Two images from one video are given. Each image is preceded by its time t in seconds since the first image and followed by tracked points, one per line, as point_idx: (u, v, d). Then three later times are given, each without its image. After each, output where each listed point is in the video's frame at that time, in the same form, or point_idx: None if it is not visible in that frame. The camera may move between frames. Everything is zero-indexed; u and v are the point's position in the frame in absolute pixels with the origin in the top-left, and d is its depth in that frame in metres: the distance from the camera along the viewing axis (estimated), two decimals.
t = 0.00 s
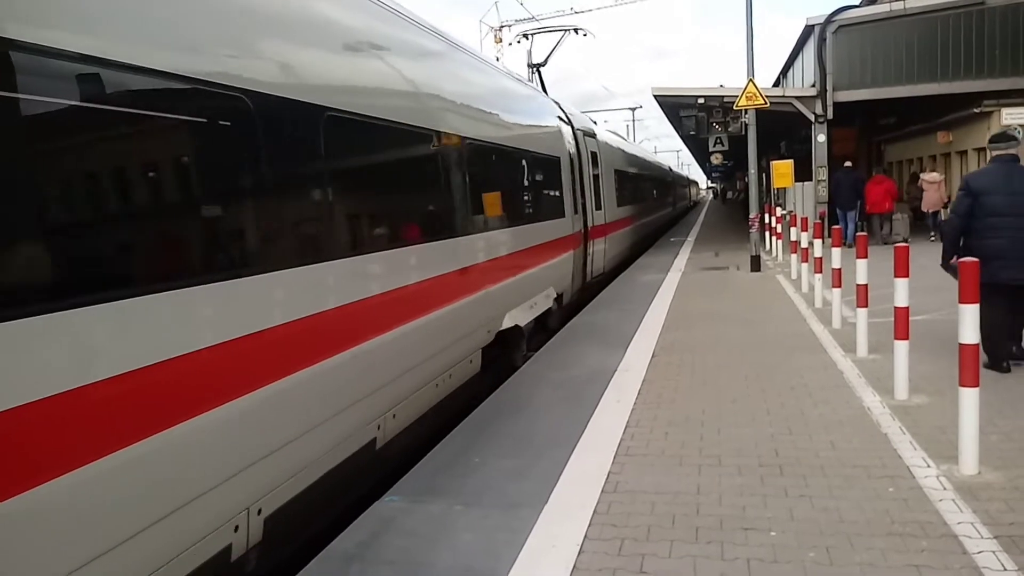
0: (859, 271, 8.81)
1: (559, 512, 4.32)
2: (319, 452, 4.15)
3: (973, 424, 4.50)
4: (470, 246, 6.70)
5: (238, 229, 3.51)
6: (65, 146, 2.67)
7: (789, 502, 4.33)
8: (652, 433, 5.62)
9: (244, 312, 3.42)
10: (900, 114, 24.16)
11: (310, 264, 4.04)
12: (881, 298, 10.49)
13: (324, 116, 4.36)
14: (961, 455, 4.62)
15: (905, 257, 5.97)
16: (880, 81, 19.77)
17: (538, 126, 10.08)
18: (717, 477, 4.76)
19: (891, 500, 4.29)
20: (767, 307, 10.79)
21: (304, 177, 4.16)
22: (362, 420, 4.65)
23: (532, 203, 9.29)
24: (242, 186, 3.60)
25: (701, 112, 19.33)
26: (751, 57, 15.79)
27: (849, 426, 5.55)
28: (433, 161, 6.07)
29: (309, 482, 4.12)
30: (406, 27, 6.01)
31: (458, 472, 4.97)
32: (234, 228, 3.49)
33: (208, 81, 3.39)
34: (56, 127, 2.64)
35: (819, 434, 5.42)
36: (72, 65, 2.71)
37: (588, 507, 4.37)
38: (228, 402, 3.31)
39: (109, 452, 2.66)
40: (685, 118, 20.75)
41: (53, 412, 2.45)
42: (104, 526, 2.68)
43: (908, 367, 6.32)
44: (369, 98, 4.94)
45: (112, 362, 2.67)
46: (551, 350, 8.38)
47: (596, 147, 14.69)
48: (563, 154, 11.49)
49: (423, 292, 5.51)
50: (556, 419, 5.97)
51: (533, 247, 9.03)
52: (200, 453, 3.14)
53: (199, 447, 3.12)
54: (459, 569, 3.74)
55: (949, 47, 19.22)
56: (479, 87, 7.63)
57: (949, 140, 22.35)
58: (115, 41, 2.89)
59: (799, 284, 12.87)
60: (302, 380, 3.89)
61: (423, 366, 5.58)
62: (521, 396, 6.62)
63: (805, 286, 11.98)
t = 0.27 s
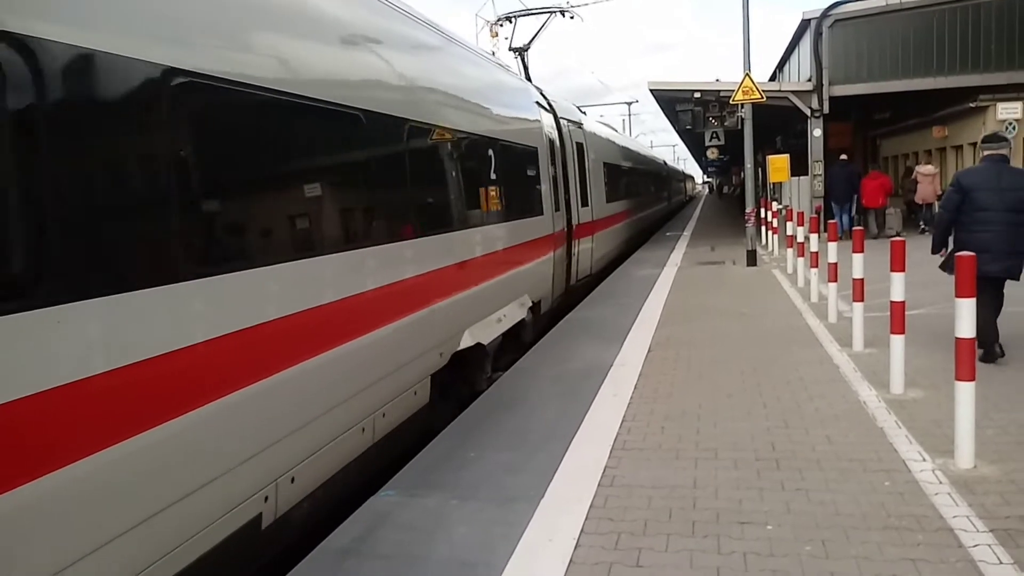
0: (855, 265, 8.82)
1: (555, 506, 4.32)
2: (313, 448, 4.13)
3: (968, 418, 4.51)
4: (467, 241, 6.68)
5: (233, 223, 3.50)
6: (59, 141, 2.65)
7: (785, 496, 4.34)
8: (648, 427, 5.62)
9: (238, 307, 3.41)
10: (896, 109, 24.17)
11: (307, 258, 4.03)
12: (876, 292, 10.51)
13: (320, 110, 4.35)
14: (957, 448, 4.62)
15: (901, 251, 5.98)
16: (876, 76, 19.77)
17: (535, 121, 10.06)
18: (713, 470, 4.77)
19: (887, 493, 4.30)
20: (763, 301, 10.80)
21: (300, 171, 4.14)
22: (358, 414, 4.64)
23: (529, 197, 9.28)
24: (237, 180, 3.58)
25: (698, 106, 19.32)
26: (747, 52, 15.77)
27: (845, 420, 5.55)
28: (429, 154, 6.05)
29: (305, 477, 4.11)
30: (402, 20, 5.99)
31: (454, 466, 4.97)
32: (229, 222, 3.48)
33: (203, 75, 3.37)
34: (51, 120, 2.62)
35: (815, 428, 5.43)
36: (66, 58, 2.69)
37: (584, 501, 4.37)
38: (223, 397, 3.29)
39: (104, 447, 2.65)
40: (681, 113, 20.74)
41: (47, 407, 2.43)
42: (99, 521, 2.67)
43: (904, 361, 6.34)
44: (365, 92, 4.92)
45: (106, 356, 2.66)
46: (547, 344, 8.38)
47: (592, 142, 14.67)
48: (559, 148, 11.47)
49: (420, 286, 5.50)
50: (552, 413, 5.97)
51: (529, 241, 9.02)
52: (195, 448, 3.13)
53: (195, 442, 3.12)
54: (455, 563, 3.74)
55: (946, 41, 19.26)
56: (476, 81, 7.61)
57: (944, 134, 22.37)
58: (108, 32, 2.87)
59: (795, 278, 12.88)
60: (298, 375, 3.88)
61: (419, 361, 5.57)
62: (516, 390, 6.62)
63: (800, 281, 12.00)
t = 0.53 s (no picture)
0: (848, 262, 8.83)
1: (548, 501, 4.32)
2: (306, 442, 4.12)
3: (960, 416, 4.52)
4: (460, 235, 6.67)
5: (226, 216, 3.48)
6: (47, 131, 2.63)
7: (777, 492, 4.35)
8: (640, 423, 5.63)
9: (231, 299, 3.39)
10: (889, 107, 24.22)
11: (299, 251, 4.01)
12: (869, 290, 10.53)
13: (313, 102, 4.32)
14: (948, 446, 4.64)
15: (894, 249, 5.99)
16: (869, 73, 19.73)
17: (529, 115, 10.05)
18: (705, 466, 4.78)
19: (878, 490, 4.31)
20: (755, 297, 10.81)
21: (293, 163, 4.12)
22: (352, 408, 4.63)
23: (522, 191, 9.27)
24: (230, 172, 3.56)
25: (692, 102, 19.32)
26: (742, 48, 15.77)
27: (837, 416, 5.57)
28: (423, 148, 6.04)
29: (298, 471, 4.10)
30: (396, 13, 5.97)
31: (446, 460, 4.96)
32: (221, 214, 3.45)
33: (195, 65, 3.34)
34: (40, 110, 2.59)
35: (807, 424, 5.44)
36: (54, 46, 2.66)
37: (576, 496, 4.38)
38: (218, 390, 3.27)
39: (99, 438, 2.63)
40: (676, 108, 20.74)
41: (40, 398, 2.41)
42: (92, 512, 2.66)
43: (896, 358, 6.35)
44: (359, 85, 4.90)
45: (98, 348, 2.64)
46: (540, 339, 8.37)
47: (586, 137, 14.65)
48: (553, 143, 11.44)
49: (412, 280, 5.49)
50: (544, 408, 5.97)
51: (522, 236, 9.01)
52: (189, 440, 3.10)
53: (189, 434, 3.10)
54: (447, 557, 3.74)
55: (940, 39, 19.29)
56: (470, 75, 7.59)
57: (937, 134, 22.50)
58: (101, 20, 2.85)
59: (787, 275, 12.91)
60: (292, 368, 3.86)
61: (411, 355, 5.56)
62: (509, 385, 6.62)
63: (793, 278, 12.02)
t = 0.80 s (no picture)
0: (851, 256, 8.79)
1: (550, 494, 4.32)
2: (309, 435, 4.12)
3: (964, 410, 4.50)
4: (462, 228, 6.67)
5: (228, 209, 3.47)
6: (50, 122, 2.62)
7: (780, 486, 4.34)
8: (643, 416, 5.62)
9: (233, 292, 3.38)
10: (893, 100, 24.14)
11: (302, 244, 4.00)
12: (872, 283, 10.51)
13: (316, 94, 4.31)
14: (952, 440, 4.63)
15: (899, 242, 5.97)
16: (874, 65, 19.69)
17: (531, 108, 10.01)
18: (708, 460, 4.77)
19: (882, 484, 4.30)
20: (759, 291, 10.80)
21: (295, 156, 4.10)
22: (354, 401, 4.63)
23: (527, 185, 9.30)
24: (233, 164, 3.54)
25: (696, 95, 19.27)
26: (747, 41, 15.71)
27: (840, 410, 5.55)
28: (425, 141, 6.02)
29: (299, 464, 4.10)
30: (399, 5, 5.94)
31: (449, 454, 4.96)
32: (224, 207, 3.44)
33: (198, 58, 3.33)
34: (42, 102, 2.59)
35: (810, 418, 5.42)
36: (57, 38, 2.65)
37: (579, 490, 4.37)
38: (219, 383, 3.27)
39: (99, 430, 2.63)
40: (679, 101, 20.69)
41: (41, 391, 2.41)
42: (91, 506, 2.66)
43: (900, 352, 6.34)
44: (361, 77, 4.88)
45: (101, 340, 2.64)
46: (543, 333, 8.36)
47: (589, 129, 14.61)
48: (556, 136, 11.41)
49: (415, 273, 5.48)
50: (547, 402, 5.96)
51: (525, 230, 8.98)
52: (189, 434, 3.10)
53: (189, 428, 3.10)
54: (449, 551, 3.74)
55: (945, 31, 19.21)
56: (473, 67, 7.56)
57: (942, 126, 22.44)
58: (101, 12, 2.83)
59: (791, 269, 12.88)
60: (293, 361, 3.85)
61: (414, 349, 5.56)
62: (511, 378, 6.61)
63: (797, 271, 12.00)
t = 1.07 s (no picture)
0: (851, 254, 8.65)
1: (551, 493, 4.31)
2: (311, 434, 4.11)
3: (967, 410, 4.49)
4: (464, 226, 6.67)
5: (230, 207, 3.47)
6: (52, 120, 2.61)
7: (783, 486, 4.33)
8: (645, 415, 5.61)
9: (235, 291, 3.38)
10: (896, 99, 24.11)
11: (304, 242, 3.99)
12: (874, 283, 10.50)
13: (318, 91, 4.30)
14: (955, 440, 4.62)
15: (902, 242, 5.95)
16: (877, 65, 19.67)
17: (534, 106, 10.00)
18: (710, 459, 4.76)
19: (885, 484, 4.29)
20: (762, 290, 10.78)
21: (297, 154, 4.09)
22: (355, 400, 4.62)
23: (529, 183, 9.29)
24: (235, 162, 3.54)
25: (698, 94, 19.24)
26: (749, 40, 15.68)
27: (843, 410, 5.54)
28: (428, 139, 6.01)
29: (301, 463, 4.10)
30: (401, 3, 5.93)
31: (451, 452, 4.95)
32: (226, 205, 3.44)
33: (201, 56, 3.33)
34: (44, 100, 2.58)
35: (813, 418, 5.42)
36: (59, 36, 2.65)
37: (581, 489, 4.37)
38: (220, 381, 3.27)
39: (100, 428, 2.63)
40: (681, 100, 20.66)
41: (42, 389, 2.41)
42: (92, 505, 2.65)
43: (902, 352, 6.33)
44: (363, 74, 4.87)
45: (103, 338, 2.63)
46: (545, 331, 8.35)
47: (591, 128, 14.61)
48: (558, 134, 11.40)
49: (416, 271, 5.47)
50: (549, 401, 5.96)
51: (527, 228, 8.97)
52: (191, 432, 3.10)
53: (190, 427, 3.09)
54: (451, 550, 3.73)
55: (948, 30, 19.16)
56: (475, 65, 7.55)
57: (945, 126, 22.25)
58: (103, 9, 2.82)
59: (793, 268, 12.87)
60: (294, 360, 3.84)
61: (416, 347, 5.56)
62: (513, 377, 6.61)
63: (799, 271, 11.98)
